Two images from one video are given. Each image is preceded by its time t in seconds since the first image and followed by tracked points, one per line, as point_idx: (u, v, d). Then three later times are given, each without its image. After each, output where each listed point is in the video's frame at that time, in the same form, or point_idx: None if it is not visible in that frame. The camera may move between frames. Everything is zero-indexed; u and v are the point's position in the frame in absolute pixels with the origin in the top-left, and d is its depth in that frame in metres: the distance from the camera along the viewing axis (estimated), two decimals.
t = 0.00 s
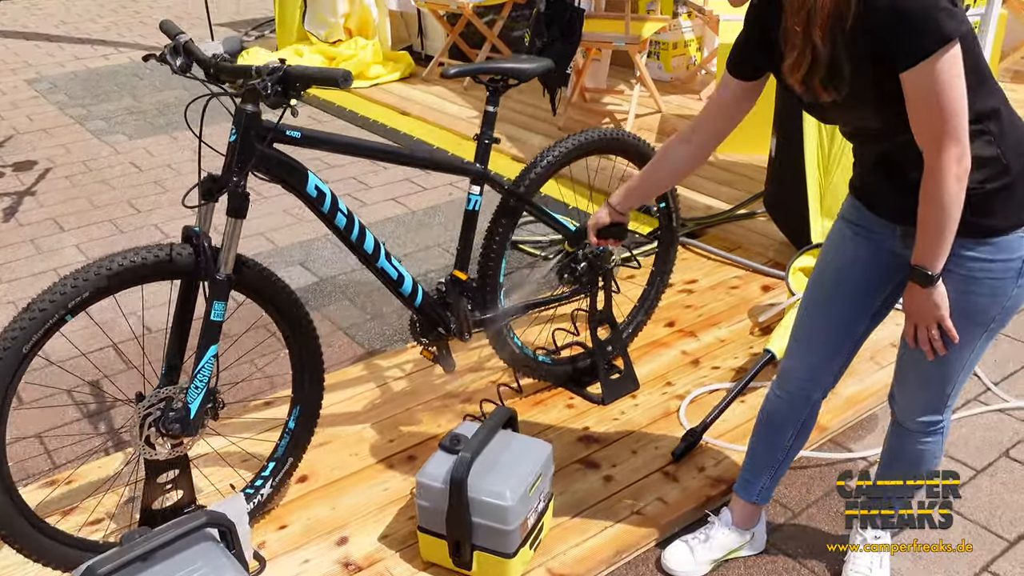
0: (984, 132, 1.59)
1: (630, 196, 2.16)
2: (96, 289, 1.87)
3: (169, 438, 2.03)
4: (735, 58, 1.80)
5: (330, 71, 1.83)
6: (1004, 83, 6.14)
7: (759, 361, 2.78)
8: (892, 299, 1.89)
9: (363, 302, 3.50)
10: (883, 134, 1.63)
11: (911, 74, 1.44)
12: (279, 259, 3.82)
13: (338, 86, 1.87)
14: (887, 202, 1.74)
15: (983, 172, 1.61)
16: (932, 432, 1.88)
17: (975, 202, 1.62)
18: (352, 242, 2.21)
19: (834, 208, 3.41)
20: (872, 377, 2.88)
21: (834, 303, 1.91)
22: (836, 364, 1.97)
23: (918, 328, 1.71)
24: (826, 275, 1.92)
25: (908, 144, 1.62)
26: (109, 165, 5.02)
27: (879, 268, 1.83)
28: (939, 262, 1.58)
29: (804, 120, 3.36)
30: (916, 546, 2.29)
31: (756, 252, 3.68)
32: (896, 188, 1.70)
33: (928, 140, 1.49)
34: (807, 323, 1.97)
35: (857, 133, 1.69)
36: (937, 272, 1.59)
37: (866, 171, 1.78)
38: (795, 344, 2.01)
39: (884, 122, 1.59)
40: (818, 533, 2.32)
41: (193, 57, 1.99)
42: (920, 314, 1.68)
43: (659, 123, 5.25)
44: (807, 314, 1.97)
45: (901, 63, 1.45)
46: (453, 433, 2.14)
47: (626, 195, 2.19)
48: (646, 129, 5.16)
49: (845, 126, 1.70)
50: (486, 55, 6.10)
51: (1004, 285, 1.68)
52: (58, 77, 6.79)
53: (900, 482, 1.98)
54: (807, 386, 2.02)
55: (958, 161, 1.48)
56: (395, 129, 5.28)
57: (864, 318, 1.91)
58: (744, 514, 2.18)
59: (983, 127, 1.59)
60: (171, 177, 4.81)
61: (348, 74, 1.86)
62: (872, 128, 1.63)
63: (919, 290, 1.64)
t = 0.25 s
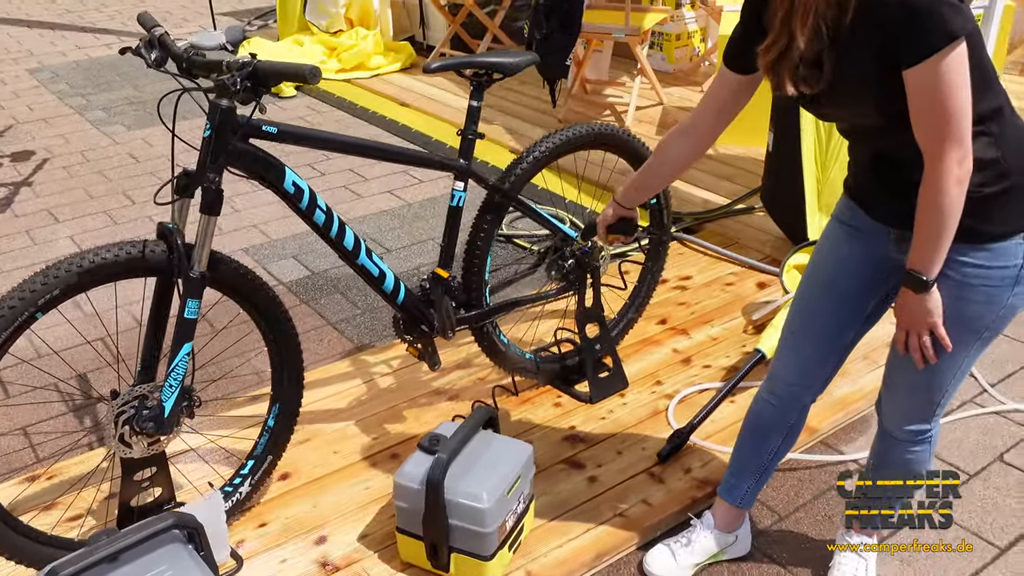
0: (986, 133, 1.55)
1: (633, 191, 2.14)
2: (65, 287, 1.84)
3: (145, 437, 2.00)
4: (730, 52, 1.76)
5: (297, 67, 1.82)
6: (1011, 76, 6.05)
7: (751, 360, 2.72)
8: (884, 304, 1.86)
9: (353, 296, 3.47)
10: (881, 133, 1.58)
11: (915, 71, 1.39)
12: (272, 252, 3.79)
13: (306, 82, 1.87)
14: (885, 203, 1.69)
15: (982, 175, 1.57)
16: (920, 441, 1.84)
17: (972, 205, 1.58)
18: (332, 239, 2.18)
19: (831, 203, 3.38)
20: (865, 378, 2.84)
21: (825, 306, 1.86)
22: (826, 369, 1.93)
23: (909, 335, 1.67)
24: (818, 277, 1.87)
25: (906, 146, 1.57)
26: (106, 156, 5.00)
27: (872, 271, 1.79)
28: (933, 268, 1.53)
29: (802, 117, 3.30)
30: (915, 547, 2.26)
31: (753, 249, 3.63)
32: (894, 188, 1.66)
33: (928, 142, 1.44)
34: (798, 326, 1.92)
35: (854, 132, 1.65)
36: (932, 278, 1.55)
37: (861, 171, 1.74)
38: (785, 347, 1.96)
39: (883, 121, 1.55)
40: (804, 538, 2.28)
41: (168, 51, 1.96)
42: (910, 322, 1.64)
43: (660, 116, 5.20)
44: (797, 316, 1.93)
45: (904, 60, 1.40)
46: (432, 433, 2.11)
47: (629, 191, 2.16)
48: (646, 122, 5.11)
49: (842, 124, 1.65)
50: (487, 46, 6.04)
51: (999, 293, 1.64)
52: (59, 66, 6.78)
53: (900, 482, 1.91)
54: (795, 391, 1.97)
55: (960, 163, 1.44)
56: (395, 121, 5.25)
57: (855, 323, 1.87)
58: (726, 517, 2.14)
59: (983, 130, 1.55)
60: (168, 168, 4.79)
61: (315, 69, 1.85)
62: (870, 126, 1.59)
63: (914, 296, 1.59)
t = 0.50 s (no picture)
0: (1018, 161, 1.48)
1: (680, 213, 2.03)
2: (73, 269, 1.87)
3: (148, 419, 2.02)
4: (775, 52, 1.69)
5: (304, 62, 1.84)
6: None
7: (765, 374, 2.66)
8: (897, 329, 1.81)
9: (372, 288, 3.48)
10: (909, 154, 1.53)
11: (958, 99, 1.32)
12: (296, 240, 3.82)
13: (312, 79, 1.88)
14: (911, 224, 1.64)
15: (1009, 204, 1.51)
16: (923, 472, 1.80)
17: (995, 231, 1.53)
18: (342, 233, 2.19)
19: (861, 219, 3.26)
20: (881, 399, 2.79)
21: (838, 325, 1.79)
22: (834, 390, 1.86)
23: (918, 366, 1.62)
24: (834, 295, 1.80)
25: (932, 170, 1.52)
26: (144, 136, 5.06)
27: (889, 292, 1.73)
28: (946, 301, 1.48)
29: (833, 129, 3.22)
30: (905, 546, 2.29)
31: (778, 261, 3.58)
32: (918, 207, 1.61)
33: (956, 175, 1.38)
34: (810, 344, 1.85)
35: (883, 147, 1.59)
36: (944, 310, 1.50)
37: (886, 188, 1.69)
38: (794, 364, 1.89)
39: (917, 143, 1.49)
40: (803, 559, 2.24)
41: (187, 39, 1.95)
42: (921, 354, 1.59)
43: (697, 121, 5.14)
44: (809, 333, 1.86)
45: (949, 85, 1.32)
46: (430, 432, 2.11)
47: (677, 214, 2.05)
48: (682, 126, 5.06)
49: (870, 139, 1.59)
50: (527, 42, 6.03)
51: (1015, 325, 1.59)
52: (107, 45, 6.88)
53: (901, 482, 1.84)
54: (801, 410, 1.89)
55: (987, 201, 1.38)
56: (430, 114, 5.25)
57: (868, 345, 1.80)
58: (722, 533, 2.10)
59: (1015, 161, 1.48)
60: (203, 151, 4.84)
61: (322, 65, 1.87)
62: (902, 146, 1.53)
63: (923, 326, 1.55)
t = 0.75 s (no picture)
0: None
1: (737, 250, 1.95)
2: (69, 262, 1.89)
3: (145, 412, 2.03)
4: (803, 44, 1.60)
5: (292, 56, 1.84)
6: None
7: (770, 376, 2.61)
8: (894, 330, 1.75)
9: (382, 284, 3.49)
10: (918, 155, 1.47)
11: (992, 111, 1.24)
12: (309, 235, 3.84)
13: (301, 72, 1.87)
14: (913, 226, 1.59)
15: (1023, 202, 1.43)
16: (919, 475, 1.75)
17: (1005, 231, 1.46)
18: (339, 228, 2.19)
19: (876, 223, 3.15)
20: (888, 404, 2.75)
21: (833, 326, 1.74)
22: (827, 391, 1.81)
23: (910, 371, 1.59)
24: (830, 294, 1.75)
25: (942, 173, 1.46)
26: (164, 130, 5.11)
27: (886, 294, 1.68)
28: (940, 308, 1.45)
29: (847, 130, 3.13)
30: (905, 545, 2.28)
31: (791, 262, 3.54)
32: (922, 209, 1.55)
33: (972, 184, 1.32)
34: (803, 344, 1.80)
35: (894, 146, 1.52)
36: (938, 315, 1.47)
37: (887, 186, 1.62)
38: (786, 363, 1.84)
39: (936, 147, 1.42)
40: (801, 564, 2.22)
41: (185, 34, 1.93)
42: (914, 357, 1.56)
43: (716, 119, 5.10)
44: (803, 333, 1.81)
45: (985, 96, 1.24)
46: (424, 429, 2.11)
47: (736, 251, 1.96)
48: (700, 125, 5.02)
49: (884, 136, 1.53)
50: (548, 39, 6.01)
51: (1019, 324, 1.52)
52: (133, 40, 6.96)
53: (901, 481, 1.77)
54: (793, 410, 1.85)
55: (996, 212, 1.33)
56: (448, 110, 5.25)
57: (863, 346, 1.75)
58: (719, 532, 2.06)
59: None
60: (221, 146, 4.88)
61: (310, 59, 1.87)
62: (917, 149, 1.46)
63: (918, 330, 1.51)
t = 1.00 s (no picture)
0: None
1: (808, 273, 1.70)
2: (70, 256, 1.89)
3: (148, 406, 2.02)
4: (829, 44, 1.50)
5: (286, 51, 1.83)
6: None
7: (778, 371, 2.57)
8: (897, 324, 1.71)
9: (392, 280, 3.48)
10: (944, 147, 1.45)
11: None
12: (320, 231, 3.84)
13: (296, 65, 1.86)
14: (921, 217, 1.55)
15: None
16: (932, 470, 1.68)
17: None
18: (342, 223, 2.19)
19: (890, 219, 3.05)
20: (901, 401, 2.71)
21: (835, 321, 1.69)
22: (828, 388, 1.76)
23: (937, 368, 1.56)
24: (830, 289, 1.70)
25: (970, 163, 1.45)
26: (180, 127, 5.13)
27: (890, 287, 1.64)
28: (977, 301, 1.45)
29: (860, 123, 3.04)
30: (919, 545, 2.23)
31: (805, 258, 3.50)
32: (936, 202, 1.52)
33: None
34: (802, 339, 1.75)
35: (917, 138, 1.49)
36: (974, 309, 1.46)
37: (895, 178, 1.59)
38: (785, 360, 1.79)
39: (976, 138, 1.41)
40: (809, 562, 2.18)
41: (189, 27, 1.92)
42: (939, 352, 1.53)
43: (732, 114, 5.05)
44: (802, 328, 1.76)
45: None
46: (427, 425, 2.11)
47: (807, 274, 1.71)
48: (715, 120, 4.98)
49: (908, 129, 1.49)
50: (563, 35, 5.98)
51: None
52: (151, 37, 6.99)
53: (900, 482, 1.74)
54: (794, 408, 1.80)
55: None
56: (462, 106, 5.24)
57: (866, 341, 1.71)
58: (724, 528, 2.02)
59: None
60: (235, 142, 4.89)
61: (305, 52, 1.85)
62: (948, 141, 1.43)
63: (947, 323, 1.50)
